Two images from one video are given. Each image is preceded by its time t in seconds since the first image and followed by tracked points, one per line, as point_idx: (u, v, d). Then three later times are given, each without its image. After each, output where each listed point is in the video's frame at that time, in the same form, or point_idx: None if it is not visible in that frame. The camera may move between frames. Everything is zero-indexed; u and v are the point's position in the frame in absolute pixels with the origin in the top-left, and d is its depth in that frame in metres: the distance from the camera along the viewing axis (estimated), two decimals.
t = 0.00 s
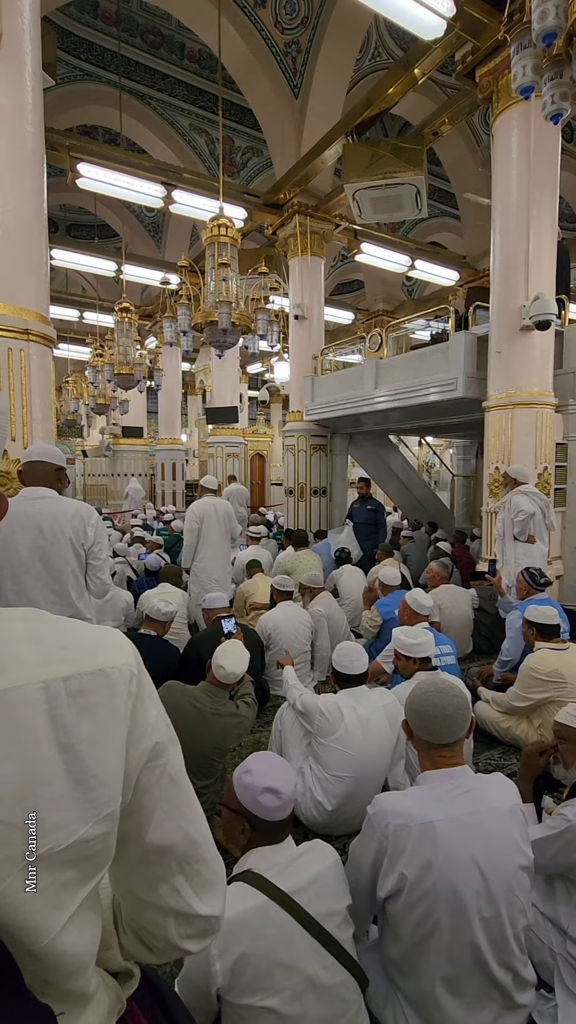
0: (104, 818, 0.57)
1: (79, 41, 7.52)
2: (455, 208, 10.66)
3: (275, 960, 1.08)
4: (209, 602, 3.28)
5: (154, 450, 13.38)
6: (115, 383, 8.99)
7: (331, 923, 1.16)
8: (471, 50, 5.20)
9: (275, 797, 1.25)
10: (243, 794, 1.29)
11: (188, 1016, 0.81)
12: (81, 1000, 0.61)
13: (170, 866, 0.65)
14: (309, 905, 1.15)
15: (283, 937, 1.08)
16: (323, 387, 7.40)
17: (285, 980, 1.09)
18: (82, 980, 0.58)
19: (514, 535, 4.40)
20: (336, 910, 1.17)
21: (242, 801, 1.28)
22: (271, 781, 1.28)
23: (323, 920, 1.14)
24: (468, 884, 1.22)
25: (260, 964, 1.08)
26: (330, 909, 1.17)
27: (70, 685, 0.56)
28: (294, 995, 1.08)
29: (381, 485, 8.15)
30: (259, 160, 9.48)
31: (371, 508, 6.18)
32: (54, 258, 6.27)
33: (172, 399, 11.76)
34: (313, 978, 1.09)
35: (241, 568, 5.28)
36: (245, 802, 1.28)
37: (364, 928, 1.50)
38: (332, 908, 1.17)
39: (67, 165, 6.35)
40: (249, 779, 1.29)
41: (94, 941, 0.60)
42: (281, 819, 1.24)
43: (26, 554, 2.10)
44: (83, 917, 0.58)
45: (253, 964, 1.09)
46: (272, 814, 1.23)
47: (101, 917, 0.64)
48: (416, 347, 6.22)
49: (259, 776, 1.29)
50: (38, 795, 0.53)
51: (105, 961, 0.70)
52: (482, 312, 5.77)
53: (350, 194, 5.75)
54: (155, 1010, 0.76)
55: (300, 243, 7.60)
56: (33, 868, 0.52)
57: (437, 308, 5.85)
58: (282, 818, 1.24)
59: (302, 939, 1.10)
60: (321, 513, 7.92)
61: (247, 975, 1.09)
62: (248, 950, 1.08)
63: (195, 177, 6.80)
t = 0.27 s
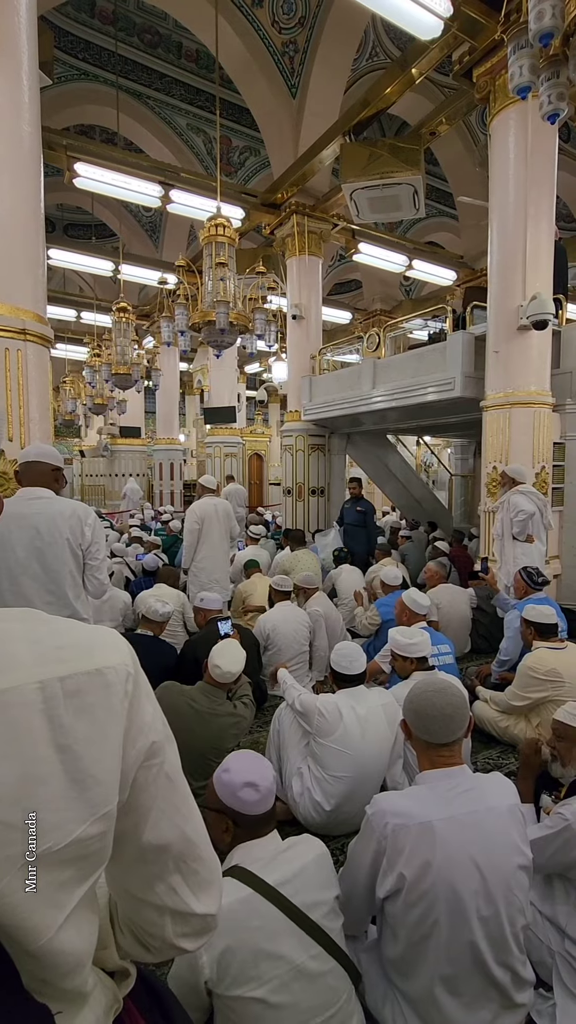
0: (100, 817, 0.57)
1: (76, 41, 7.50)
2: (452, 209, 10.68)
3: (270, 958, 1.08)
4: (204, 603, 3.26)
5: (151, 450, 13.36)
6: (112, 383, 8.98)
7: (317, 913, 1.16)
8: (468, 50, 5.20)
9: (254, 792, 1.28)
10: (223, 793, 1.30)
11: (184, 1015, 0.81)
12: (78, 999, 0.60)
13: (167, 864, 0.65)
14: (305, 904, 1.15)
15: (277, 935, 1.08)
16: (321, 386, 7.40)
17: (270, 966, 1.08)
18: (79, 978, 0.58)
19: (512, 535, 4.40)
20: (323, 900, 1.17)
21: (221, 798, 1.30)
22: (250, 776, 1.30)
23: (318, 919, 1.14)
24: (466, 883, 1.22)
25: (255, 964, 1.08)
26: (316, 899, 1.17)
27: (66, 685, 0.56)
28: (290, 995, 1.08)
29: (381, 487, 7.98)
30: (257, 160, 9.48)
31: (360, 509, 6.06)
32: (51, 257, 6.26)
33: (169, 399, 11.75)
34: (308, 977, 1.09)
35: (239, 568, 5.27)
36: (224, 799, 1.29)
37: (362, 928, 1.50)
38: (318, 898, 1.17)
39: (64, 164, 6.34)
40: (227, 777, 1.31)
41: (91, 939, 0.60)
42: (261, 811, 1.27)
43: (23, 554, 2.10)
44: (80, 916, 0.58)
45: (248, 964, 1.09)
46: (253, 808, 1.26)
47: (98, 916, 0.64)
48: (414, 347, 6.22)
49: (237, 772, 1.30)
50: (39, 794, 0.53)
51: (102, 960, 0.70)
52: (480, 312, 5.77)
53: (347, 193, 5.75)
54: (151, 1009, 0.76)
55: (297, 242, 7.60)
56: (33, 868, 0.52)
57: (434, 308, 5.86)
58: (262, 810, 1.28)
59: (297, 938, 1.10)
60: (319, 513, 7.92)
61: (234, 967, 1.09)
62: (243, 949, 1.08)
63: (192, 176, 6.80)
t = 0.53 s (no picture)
0: (95, 817, 0.56)
1: (72, 39, 7.48)
2: (450, 208, 10.68)
3: (268, 961, 1.07)
4: (199, 603, 3.25)
5: (149, 450, 13.34)
6: (109, 382, 8.96)
7: (326, 924, 1.16)
8: (466, 50, 5.20)
9: (268, 807, 1.24)
10: (235, 805, 1.26)
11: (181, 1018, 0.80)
12: (73, 1000, 0.60)
13: (163, 866, 0.64)
14: (303, 907, 1.15)
15: (276, 939, 1.07)
16: (319, 386, 7.39)
17: (280, 982, 1.08)
18: (74, 980, 0.58)
19: (510, 535, 4.40)
20: (331, 911, 1.17)
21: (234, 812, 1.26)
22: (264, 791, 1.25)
23: (317, 921, 1.14)
24: (465, 883, 1.21)
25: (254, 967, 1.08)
26: (326, 910, 1.17)
27: (60, 684, 0.56)
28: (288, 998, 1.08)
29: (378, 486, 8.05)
30: (254, 159, 9.48)
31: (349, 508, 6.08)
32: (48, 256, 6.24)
33: (167, 399, 11.72)
34: (307, 979, 1.09)
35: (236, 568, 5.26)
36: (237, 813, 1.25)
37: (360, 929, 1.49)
38: (327, 909, 1.17)
39: (61, 163, 6.32)
40: (240, 791, 1.26)
41: (86, 940, 0.59)
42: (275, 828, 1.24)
43: (20, 554, 2.09)
44: (75, 917, 0.58)
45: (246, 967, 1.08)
46: (266, 824, 1.22)
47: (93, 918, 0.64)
48: (411, 346, 6.22)
49: (251, 787, 1.26)
50: (34, 794, 0.53)
51: (97, 962, 0.70)
52: (478, 312, 5.77)
53: (345, 192, 5.73)
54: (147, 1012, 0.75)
55: (295, 242, 7.59)
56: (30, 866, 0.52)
57: (432, 307, 5.85)
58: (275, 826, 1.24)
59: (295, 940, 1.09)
60: (317, 512, 7.92)
61: (242, 980, 1.08)
62: (242, 951, 1.07)
63: (189, 175, 6.78)
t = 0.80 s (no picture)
0: (92, 815, 0.56)
1: (69, 37, 7.46)
2: (448, 208, 10.67)
3: (268, 962, 1.07)
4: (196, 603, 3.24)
5: (147, 449, 13.31)
6: (107, 381, 8.94)
7: (338, 939, 1.15)
8: (464, 49, 5.19)
9: (287, 818, 1.21)
10: (253, 816, 1.24)
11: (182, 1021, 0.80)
12: (71, 999, 0.60)
13: (161, 864, 0.64)
14: (304, 908, 1.14)
15: (277, 942, 1.07)
16: (317, 385, 7.38)
17: (291, 997, 1.08)
18: (72, 978, 0.57)
19: (508, 535, 4.40)
20: (344, 925, 1.15)
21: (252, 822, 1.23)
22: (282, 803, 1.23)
23: (318, 924, 1.13)
24: (465, 882, 1.21)
25: (254, 969, 1.07)
26: (337, 924, 1.15)
27: (57, 682, 0.55)
28: (289, 1000, 1.07)
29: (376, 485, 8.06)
30: (252, 157, 9.46)
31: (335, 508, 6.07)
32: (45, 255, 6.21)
33: (165, 398, 11.70)
34: (308, 982, 1.08)
35: (234, 567, 5.25)
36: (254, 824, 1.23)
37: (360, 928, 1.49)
38: (339, 923, 1.16)
39: (58, 161, 6.29)
40: (259, 800, 1.24)
41: (85, 938, 0.59)
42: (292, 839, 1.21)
43: (17, 554, 2.09)
44: (73, 916, 0.57)
45: (247, 970, 1.08)
46: (284, 835, 1.20)
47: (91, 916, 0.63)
48: (409, 345, 6.21)
49: (269, 797, 1.24)
50: (33, 793, 0.52)
51: (96, 959, 0.70)
52: (476, 311, 5.77)
53: (343, 192, 5.71)
54: (147, 1011, 0.75)
55: (293, 241, 7.58)
56: (29, 865, 0.52)
57: (430, 307, 5.84)
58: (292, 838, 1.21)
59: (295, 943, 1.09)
60: (315, 512, 7.91)
61: (255, 994, 1.08)
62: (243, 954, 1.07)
63: (187, 174, 6.76)
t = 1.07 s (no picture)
0: (92, 814, 0.56)
1: (67, 35, 7.44)
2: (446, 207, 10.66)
3: (267, 961, 1.07)
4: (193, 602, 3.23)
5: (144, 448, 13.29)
6: (104, 380, 8.92)
7: (335, 935, 1.14)
8: (462, 48, 5.19)
9: (279, 811, 1.22)
10: (248, 810, 1.24)
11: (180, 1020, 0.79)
12: (71, 997, 0.59)
13: (160, 863, 0.64)
14: (303, 907, 1.14)
15: (276, 941, 1.07)
16: (315, 384, 7.38)
17: (290, 996, 1.08)
18: (72, 976, 0.57)
19: (506, 534, 4.40)
20: (342, 921, 1.15)
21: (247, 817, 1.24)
22: (275, 796, 1.23)
23: (317, 923, 1.13)
24: (463, 881, 1.21)
25: (252, 968, 1.07)
26: (335, 922, 1.15)
27: (57, 681, 0.55)
28: (288, 999, 1.07)
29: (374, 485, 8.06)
30: (250, 156, 9.44)
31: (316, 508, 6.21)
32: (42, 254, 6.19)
33: (162, 397, 11.68)
34: (306, 981, 1.08)
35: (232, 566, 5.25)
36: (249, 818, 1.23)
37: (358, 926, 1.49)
38: (337, 920, 1.15)
39: (56, 159, 6.27)
40: (252, 794, 1.25)
41: (84, 936, 0.58)
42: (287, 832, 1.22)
43: (15, 552, 2.08)
44: (72, 914, 0.57)
45: (245, 969, 1.08)
46: (278, 829, 1.20)
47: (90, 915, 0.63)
48: (407, 345, 6.21)
49: (261, 791, 1.24)
50: (32, 792, 0.52)
51: (94, 957, 0.69)
52: (474, 311, 5.76)
53: (341, 191, 5.70)
54: (146, 1010, 0.74)
55: (291, 240, 7.57)
56: (30, 866, 0.51)
57: (428, 306, 5.84)
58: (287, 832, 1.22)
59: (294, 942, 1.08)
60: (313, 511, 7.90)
61: (253, 992, 1.08)
62: (241, 952, 1.07)
63: (185, 173, 6.75)
